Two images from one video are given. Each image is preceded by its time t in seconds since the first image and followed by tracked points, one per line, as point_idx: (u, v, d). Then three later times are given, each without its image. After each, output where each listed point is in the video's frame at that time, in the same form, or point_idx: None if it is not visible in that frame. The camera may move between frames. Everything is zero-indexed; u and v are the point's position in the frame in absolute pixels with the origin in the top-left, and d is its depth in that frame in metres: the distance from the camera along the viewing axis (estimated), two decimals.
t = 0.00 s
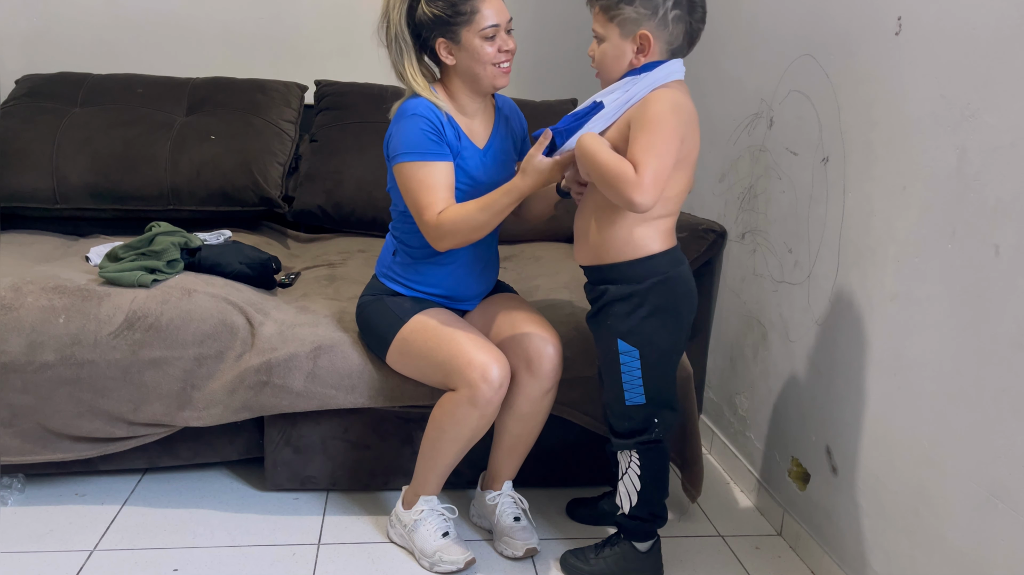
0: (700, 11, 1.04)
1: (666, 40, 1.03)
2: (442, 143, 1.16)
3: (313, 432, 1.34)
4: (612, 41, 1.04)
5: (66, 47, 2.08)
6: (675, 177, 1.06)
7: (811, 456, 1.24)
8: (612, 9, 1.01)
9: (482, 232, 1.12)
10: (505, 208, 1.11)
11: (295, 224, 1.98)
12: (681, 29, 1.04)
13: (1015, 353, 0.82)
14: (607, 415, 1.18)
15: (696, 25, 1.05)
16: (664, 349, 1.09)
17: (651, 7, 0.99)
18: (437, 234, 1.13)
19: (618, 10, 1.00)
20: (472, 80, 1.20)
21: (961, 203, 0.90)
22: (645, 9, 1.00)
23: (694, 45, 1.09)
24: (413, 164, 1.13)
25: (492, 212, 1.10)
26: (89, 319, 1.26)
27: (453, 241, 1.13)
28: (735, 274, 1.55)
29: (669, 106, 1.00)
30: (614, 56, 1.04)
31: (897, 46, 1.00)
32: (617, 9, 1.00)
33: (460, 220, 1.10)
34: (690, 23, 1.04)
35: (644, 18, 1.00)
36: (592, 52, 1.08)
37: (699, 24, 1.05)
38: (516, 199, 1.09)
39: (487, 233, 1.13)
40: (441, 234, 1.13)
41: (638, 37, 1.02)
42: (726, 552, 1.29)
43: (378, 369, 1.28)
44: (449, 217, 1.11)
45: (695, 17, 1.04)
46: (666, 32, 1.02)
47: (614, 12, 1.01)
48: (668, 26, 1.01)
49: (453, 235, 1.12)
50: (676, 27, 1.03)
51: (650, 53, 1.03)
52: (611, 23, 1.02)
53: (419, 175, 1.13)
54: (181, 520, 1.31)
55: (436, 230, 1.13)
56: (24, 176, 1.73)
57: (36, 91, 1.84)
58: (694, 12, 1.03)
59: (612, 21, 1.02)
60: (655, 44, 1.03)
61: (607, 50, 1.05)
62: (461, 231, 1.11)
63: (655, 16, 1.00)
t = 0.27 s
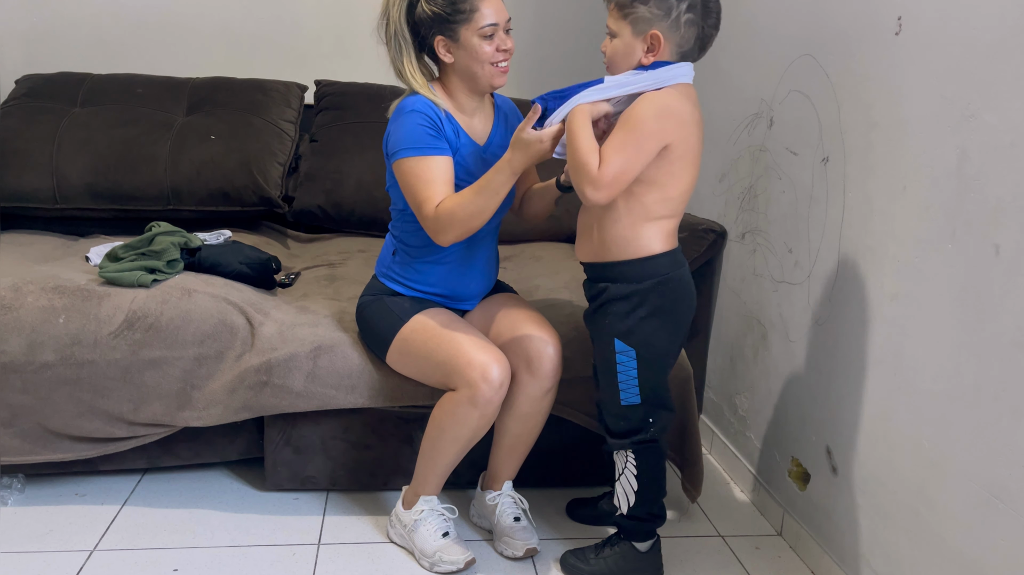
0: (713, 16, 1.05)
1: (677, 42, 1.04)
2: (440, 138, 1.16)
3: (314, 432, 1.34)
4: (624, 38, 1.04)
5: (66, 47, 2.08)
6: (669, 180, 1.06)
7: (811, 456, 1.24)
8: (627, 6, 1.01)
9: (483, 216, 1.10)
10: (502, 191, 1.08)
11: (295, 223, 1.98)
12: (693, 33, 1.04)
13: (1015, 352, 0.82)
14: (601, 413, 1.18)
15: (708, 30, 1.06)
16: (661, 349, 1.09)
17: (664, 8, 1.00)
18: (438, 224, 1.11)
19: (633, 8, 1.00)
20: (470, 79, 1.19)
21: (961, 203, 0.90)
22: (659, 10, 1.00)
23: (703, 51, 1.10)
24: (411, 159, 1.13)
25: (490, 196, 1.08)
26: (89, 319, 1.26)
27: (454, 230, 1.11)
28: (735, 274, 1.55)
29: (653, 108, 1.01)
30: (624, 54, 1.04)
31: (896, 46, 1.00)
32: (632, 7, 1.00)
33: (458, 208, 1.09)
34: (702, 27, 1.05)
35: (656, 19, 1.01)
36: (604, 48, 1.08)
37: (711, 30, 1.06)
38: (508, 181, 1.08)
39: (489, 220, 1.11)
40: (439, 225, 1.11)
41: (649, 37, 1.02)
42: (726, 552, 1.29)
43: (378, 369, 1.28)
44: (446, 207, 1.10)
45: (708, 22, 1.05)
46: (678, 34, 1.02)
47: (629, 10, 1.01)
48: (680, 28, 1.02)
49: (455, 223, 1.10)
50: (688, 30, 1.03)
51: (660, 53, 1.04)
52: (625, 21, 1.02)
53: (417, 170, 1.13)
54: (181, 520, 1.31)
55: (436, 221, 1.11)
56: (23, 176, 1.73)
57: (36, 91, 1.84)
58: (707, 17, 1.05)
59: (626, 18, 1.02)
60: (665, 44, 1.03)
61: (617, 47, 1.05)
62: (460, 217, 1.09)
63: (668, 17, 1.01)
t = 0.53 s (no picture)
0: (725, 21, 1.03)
1: (684, 45, 1.03)
2: (441, 137, 1.16)
3: (314, 432, 1.34)
4: (632, 36, 1.04)
5: (66, 47, 2.08)
6: (668, 181, 1.06)
7: (811, 456, 1.24)
8: (638, 5, 1.01)
9: (488, 210, 1.08)
10: (507, 184, 1.07)
11: (295, 224, 1.98)
12: (701, 38, 1.03)
13: (1015, 352, 0.82)
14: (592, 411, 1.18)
15: (719, 36, 1.04)
16: (654, 348, 1.09)
17: (674, 10, 0.99)
18: (441, 220, 1.10)
19: (643, 8, 1.00)
20: (471, 77, 1.19)
21: (961, 203, 0.90)
22: (668, 11, 0.99)
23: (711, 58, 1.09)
24: (413, 157, 1.13)
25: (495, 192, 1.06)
26: (89, 319, 1.26)
27: (459, 226, 1.09)
28: (735, 274, 1.55)
29: (650, 106, 1.02)
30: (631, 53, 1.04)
31: (897, 46, 1.01)
32: (643, 6, 1.00)
33: (461, 203, 1.07)
34: (712, 32, 1.03)
35: (665, 20, 1.00)
36: (614, 45, 1.08)
37: (720, 36, 1.05)
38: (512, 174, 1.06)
39: (493, 216, 1.10)
40: (444, 222, 1.10)
41: (657, 37, 1.02)
42: (727, 552, 1.29)
43: (378, 369, 1.28)
44: (451, 202, 1.08)
45: (718, 29, 1.03)
46: (685, 37, 1.02)
47: (639, 9, 1.01)
48: (688, 32, 1.01)
49: (459, 219, 1.09)
50: (696, 34, 1.02)
51: (665, 54, 1.03)
52: (634, 19, 1.02)
53: (420, 167, 1.12)
54: (181, 520, 1.31)
55: (440, 217, 1.10)
56: (23, 176, 1.73)
57: (36, 91, 1.84)
58: (718, 23, 1.03)
59: (636, 17, 1.02)
60: (672, 46, 1.03)
61: (625, 44, 1.05)
62: (464, 214, 1.08)
63: (677, 19, 1.00)
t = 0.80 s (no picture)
0: (730, 21, 1.04)
1: (692, 45, 1.04)
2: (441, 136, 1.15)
3: (313, 432, 1.34)
4: (640, 37, 1.04)
5: (66, 47, 2.08)
6: (674, 179, 1.06)
7: (811, 456, 1.24)
8: (645, 6, 1.01)
9: (494, 213, 1.07)
10: (515, 190, 1.05)
11: (295, 223, 1.98)
12: (708, 38, 1.04)
13: (1015, 352, 0.82)
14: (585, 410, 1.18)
15: (724, 36, 1.06)
16: (653, 350, 1.09)
17: (682, 10, 1.00)
18: (447, 223, 1.09)
19: (651, 8, 1.01)
20: (471, 76, 1.20)
21: (961, 203, 0.90)
22: (676, 11, 1.00)
23: (711, 65, 1.10)
24: (414, 158, 1.12)
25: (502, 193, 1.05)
26: (89, 319, 1.26)
27: (465, 227, 1.08)
28: (735, 274, 1.55)
29: (656, 104, 1.03)
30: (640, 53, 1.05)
31: (897, 46, 1.00)
32: (651, 6, 1.01)
33: (468, 204, 1.06)
34: (719, 32, 1.04)
35: (673, 20, 1.01)
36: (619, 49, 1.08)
37: (727, 36, 1.06)
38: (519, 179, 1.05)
39: (498, 218, 1.09)
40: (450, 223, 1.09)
41: (665, 37, 1.02)
42: (727, 552, 1.29)
43: (378, 369, 1.28)
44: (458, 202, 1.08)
45: (724, 29, 1.04)
46: (692, 37, 1.02)
47: (647, 10, 1.01)
48: (697, 31, 1.02)
49: (466, 221, 1.08)
50: (703, 34, 1.03)
51: (674, 54, 1.04)
52: (642, 20, 1.03)
53: (419, 168, 1.12)
54: (181, 520, 1.31)
55: (445, 220, 1.09)
56: (24, 176, 1.73)
57: (36, 91, 1.84)
58: (724, 23, 1.04)
59: (644, 18, 1.02)
60: (680, 46, 1.04)
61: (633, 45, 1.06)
62: (470, 215, 1.07)
63: (685, 19, 1.01)
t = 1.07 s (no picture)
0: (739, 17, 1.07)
1: (705, 40, 1.06)
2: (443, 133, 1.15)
3: (313, 432, 1.34)
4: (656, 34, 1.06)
5: (66, 47, 2.08)
6: (676, 176, 1.06)
7: (811, 456, 1.24)
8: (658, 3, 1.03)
9: (507, 203, 1.06)
10: (527, 180, 1.04)
11: (295, 223, 1.98)
12: (721, 33, 1.06)
13: (1015, 353, 0.82)
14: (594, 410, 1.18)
15: (735, 31, 1.08)
16: (662, 350, 1.09)
17: (695, 4, 1.03)
18: (459, 214, 1.07)
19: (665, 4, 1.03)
20: (471, 74, 1.20)
21: (961, 203, 0.90)
22: (689, 6, 1.03)
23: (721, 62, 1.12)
24: (419, 154, 1.12)
25: (514, 183, 1.04)
26: (89, 319, 1.26)
27: (477, 217, 1.07)
28: (735, 274, 1.55)
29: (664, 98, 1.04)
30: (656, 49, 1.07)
31: (897, 46, 1.00)
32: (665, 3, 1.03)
33: (478, 194, 1.05)
34: (731, 27, 1.07)
35: (687, 15, 1.03)
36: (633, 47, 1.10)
37: (739, 30, 1.08)
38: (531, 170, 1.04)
39: (509, 211, 1.08)
40: (456, 216, 1.08)
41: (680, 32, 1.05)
42: (727, 552, 1.29)
43: (378, 370, 1.28)
44: (466, 193, 1.07)
45: (735, 24, 1.07)
46: (707, 31, 1.05)
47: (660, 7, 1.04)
48: (710, 25, 1.04)
49: (479, 212, 1.06)
50: (717, 28, 1.05)
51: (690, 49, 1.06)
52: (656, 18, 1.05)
53: (426, 163, 1.11)
54: (181, 520, 1.31)
55: (457, 211, 1.07)
56: (24, 176, 1.73)
57: (36, 91, 1.84)
58: (734, 18, 1.06)
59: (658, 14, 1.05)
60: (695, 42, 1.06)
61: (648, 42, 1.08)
62: (483, 206, 1.06)
63: (699, 14, 1.03)
